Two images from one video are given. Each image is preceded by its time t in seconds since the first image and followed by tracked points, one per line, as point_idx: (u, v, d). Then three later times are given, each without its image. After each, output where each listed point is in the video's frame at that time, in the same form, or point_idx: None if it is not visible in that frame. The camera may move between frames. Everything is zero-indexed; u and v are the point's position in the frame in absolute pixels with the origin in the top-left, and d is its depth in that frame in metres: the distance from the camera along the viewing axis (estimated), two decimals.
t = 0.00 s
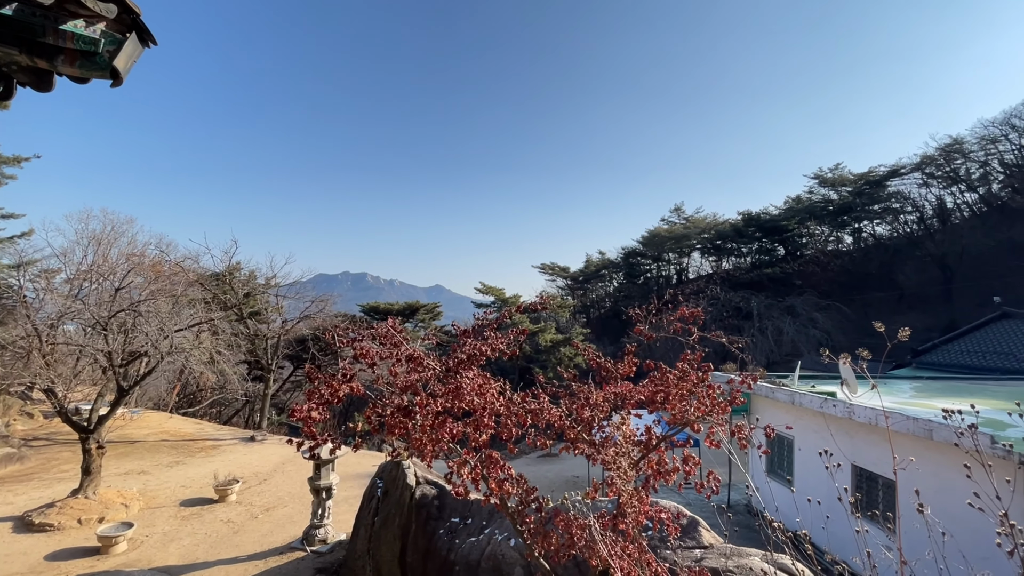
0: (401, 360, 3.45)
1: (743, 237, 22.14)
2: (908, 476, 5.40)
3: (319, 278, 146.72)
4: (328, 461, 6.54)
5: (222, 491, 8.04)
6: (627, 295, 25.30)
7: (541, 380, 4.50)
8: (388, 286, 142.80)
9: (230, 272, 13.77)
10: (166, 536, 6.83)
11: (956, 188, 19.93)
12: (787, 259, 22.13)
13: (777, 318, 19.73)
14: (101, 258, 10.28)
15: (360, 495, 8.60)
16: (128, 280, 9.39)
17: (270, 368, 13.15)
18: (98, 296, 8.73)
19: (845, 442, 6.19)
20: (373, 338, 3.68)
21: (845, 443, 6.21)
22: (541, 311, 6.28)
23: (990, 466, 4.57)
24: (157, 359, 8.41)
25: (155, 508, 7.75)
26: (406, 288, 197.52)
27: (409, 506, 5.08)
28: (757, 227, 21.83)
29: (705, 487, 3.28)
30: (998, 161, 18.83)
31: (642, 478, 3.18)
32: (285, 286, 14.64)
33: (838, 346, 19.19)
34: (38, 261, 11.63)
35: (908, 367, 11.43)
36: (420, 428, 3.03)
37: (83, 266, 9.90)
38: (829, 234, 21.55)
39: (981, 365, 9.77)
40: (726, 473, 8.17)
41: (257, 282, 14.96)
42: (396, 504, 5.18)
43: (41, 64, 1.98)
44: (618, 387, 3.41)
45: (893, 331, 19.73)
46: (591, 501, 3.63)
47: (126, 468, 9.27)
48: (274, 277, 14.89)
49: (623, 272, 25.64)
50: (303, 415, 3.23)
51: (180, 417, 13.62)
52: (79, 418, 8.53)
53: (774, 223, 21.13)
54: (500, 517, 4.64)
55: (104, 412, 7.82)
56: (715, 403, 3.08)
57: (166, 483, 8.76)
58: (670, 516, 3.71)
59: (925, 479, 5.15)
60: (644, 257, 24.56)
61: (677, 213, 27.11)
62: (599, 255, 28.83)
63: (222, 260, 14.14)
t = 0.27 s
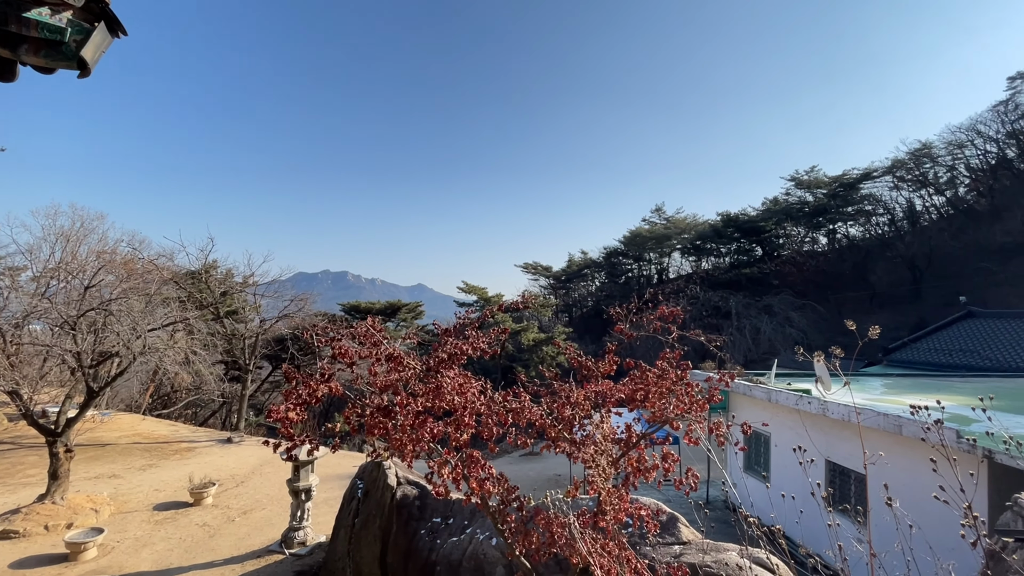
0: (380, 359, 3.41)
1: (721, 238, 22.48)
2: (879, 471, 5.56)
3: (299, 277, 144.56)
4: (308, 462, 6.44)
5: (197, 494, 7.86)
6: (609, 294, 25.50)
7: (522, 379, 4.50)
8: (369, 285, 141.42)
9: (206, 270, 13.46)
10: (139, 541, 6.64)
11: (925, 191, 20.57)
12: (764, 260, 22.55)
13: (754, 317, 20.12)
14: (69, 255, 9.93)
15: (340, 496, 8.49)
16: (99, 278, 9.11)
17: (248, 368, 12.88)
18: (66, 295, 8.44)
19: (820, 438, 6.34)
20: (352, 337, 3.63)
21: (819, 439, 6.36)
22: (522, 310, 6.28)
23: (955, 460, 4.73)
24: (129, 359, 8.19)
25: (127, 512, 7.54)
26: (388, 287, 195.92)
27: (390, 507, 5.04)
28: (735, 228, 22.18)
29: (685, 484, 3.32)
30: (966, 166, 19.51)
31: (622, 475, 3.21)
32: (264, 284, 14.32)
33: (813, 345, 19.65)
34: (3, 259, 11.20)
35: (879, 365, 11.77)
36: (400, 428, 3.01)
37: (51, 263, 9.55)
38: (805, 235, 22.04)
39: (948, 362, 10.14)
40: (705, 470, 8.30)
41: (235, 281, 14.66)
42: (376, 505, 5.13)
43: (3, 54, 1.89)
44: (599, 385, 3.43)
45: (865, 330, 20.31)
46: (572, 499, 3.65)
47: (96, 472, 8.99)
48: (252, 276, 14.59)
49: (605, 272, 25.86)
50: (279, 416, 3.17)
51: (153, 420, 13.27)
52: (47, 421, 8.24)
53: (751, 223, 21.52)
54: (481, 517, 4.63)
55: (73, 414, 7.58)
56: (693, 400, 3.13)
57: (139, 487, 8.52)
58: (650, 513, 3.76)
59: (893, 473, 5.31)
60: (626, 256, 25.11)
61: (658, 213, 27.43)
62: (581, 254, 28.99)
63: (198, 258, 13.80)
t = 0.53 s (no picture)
0: (360, 360, 3.36)
1: (701, 237, 23.10)
2: (852, 466, 5.70)
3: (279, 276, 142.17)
4: (287, 463, 6.33)
5: (172, 498, 7.68)
6: (592, 293, 25.64)
7: (505, 378, 4.49)
8: (351, 284, 139.80)
9: (183, 268, 13.13)
10: (111, 547, 6.46)
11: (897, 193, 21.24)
12: (743, 259, 22.91)
13: (734, 316, 20.45)
14: (38, 252, 9.59)
15: (321, 497, 8.38)
16: (70, 276, 8.83)
17: (226, 369, 12.63)
18: (34, 294, 8.16)
19: (796, 435, 6.48)
20: (331, 337, 3.57)
21: (795, 435, 6.49)
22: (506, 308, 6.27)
23: (924, 454, 4.89)
24: (102, 360, 7.98)
25: (98, 518, 7.32)
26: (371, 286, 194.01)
27: (371, 508, 4.99)
28: (715, 228, 22.65)
29: (665, 481, 3.35)
30: (935, 170, 20.32)
31: (603, 473, 3.23)
32: (242, 283, 13.95)
33: (790, 343, 20.05)
34: None
35: (853, 362, 12.07)
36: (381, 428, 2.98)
37: (18, 260, 9.21)
38: (783, 235, 22.51)
39: (919, 359, 10.46)
40: (686, 467, 8.41)
41: (212, 279, 14.37)
42: (357, 506, 5.07)
43: None
44: (580, 384, 3.44)
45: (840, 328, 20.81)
46: (554, 498, 3.66)
47: (66, 477, 8.71)
48: (230, 274, 14.29)
49: (588, 271, 26.03)
50: (257, 417, 3.10)
51: (127, 422, 12.92)
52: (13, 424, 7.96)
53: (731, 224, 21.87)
54: (464, 516, 4.62)
55: (42, 417, 7.35)
56: (673, 398, 3.16)
57: (111, 491, 8.29)
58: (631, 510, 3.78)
59: (866, 468, 5.46)
60: (609, 255, 25.36)
61: (640, 213, 27.71)
62: (564, 254, 29.11)
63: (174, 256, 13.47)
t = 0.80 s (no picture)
0: (341, 359, 3.32)
1: (682, 237, 23.43)
2: (828, 461, 5.84)
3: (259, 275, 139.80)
4: (268, 465, 6.24)
5: (148, 502, 7.50)
6: (576, 293, 25.76)
7: (488, 377, 4.48)
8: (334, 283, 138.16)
9: (159, 267, 12.86)
10: (83, 553, 6.29)
11: (872, 195, 21.81)
12: (724, 259, 23.26)
13: (715, 315, 20.76)
14: (7, 250, 9.29)
15: (302, 499, 8.28)
16: (40, 275, 8.59)
17: (204, 369, 12.39)
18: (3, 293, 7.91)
19: (774, 431, 6.60)
20: (311, 336, 3.51)
21: (773, 432, 6.62)
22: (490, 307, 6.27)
23: (895, 449, 5.03)
24: (74, 360, 7.78)
25: (70, 523, 7.12)
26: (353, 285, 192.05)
27: (354, 509, 4.94)
28: (696, 228, 23.04)
29: (646, 479, 3.38)
30: (908, 173, 21.13)
31: (586, 471, 3.25)
32: (221, 282, 13.63)
33: (770, 341, 20.41)
34: None
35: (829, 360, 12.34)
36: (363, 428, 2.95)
37: None
38: (762, 236, 22.94)
39: (892, 357, 10.76)
40: (668, 464, 8.50)
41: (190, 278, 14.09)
42: (340, 507, 5.01)
43: None
44: (563, 383, 3.45)
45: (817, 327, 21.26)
46: (537, 497, 3.67)
47: (36, 481, 8.45)
48: (209, 273, 14.02)
49: (572, 270, 26.17)
50: (235, 418, 3.04)
51: (101, 424, 12.58)
52: None
53: (712, 224, 22.19)
54: (447, 516, 4.60)
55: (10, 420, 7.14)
56: (654, 396, 3.19)
57: (84, 496, 8.06)
58: (614, 508, 3.81)
59: (841, 463, 5.59)
60: (592, 255, 25.62)
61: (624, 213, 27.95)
62: (549, 253, 29.20)
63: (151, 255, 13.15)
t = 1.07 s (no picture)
0: (323, 359, 3.27)
1: (666, 237, 23.68)
2: (806, 457, 5.96)
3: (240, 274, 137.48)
4: (249, 467, 6.13)
5: (125, 506, 7.33)
6: (561, 292, 25.82)
7: (473, 376, 4.47)
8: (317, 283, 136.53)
9: (137, 266, 12.58)
10: (57, 559, 6.12)
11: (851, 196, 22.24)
12: (707, 259, 23.54)
13: (698, 313, 21.01)
14: None
15: (285, 501, 8.16)
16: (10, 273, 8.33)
17: (183, 370, 12.12)
18: None
19: (755, 428, 6.71)
20: (292, 336, 3.45)
21: (754, 429, 6.73)
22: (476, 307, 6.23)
23: (869, 445, 5.15)
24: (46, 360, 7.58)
25: (43, 529, 6.91)
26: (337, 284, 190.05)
27: (337, 510, 4.90)
28: (680, 228, 23.38)
29: (629, 476, 3.41)
30: (884, 175, 21.31)
31: (569, 469, 3.26)
32: (201, 281, 13.24)
33: (751, 340, 20.72)
34: None
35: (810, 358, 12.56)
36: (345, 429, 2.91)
37: None
38: (744, 236, 23.29)
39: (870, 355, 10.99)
40: (652, 461, 8.59)
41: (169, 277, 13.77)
42: (323, 509, 4.96)
43: None
44: (547, 382, 3.45)
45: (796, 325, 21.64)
46: (520, 495, 3.67)
47: (6, 487, 8.19)
48: (188, 272, 13.71)
49: (557, 270, 26.25)
50: (213, 420, 2.97)
51: (75, 427, 12.24)
52: None
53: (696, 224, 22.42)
54: (432, 516, 4.57)
55: None
56: (637, 394, 3.21)
57: (57, 501, 7.84)
58: (597, 506, 3.83)
59: (819, 459, 5.70)
60: (578, 254, 25.82)
61: (609, 213, 28.09)
62: (534, 252, 29.24)
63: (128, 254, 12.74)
